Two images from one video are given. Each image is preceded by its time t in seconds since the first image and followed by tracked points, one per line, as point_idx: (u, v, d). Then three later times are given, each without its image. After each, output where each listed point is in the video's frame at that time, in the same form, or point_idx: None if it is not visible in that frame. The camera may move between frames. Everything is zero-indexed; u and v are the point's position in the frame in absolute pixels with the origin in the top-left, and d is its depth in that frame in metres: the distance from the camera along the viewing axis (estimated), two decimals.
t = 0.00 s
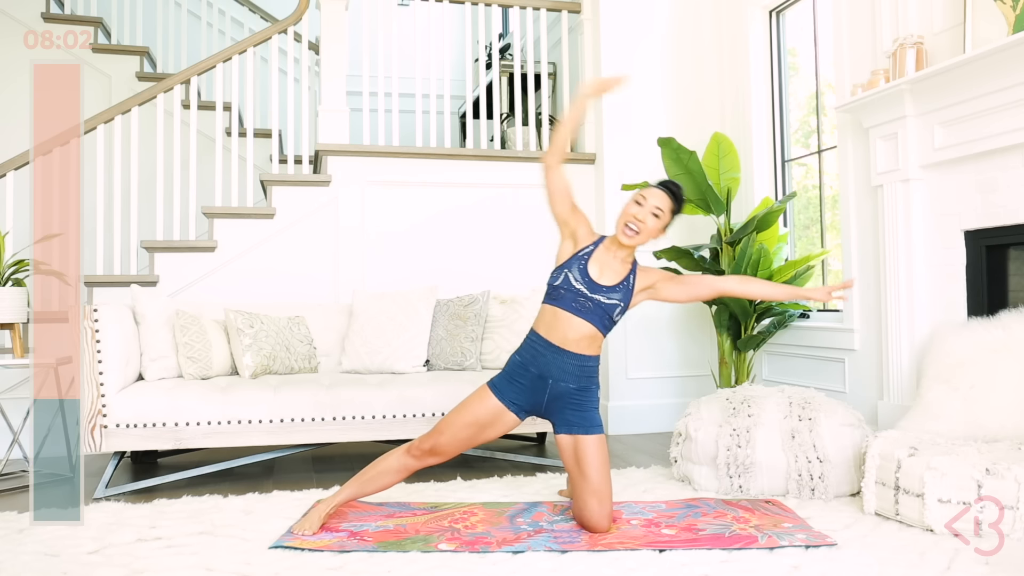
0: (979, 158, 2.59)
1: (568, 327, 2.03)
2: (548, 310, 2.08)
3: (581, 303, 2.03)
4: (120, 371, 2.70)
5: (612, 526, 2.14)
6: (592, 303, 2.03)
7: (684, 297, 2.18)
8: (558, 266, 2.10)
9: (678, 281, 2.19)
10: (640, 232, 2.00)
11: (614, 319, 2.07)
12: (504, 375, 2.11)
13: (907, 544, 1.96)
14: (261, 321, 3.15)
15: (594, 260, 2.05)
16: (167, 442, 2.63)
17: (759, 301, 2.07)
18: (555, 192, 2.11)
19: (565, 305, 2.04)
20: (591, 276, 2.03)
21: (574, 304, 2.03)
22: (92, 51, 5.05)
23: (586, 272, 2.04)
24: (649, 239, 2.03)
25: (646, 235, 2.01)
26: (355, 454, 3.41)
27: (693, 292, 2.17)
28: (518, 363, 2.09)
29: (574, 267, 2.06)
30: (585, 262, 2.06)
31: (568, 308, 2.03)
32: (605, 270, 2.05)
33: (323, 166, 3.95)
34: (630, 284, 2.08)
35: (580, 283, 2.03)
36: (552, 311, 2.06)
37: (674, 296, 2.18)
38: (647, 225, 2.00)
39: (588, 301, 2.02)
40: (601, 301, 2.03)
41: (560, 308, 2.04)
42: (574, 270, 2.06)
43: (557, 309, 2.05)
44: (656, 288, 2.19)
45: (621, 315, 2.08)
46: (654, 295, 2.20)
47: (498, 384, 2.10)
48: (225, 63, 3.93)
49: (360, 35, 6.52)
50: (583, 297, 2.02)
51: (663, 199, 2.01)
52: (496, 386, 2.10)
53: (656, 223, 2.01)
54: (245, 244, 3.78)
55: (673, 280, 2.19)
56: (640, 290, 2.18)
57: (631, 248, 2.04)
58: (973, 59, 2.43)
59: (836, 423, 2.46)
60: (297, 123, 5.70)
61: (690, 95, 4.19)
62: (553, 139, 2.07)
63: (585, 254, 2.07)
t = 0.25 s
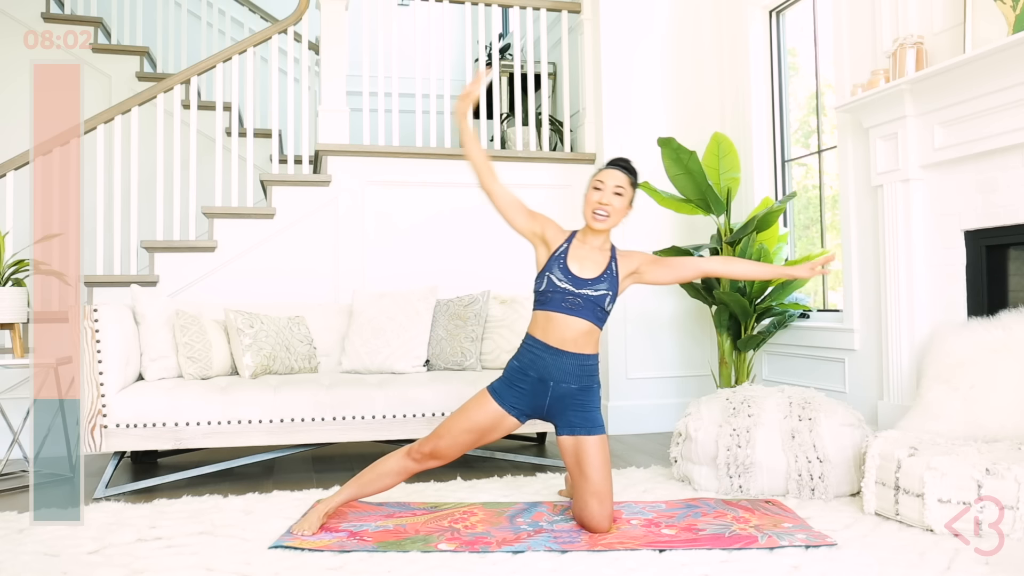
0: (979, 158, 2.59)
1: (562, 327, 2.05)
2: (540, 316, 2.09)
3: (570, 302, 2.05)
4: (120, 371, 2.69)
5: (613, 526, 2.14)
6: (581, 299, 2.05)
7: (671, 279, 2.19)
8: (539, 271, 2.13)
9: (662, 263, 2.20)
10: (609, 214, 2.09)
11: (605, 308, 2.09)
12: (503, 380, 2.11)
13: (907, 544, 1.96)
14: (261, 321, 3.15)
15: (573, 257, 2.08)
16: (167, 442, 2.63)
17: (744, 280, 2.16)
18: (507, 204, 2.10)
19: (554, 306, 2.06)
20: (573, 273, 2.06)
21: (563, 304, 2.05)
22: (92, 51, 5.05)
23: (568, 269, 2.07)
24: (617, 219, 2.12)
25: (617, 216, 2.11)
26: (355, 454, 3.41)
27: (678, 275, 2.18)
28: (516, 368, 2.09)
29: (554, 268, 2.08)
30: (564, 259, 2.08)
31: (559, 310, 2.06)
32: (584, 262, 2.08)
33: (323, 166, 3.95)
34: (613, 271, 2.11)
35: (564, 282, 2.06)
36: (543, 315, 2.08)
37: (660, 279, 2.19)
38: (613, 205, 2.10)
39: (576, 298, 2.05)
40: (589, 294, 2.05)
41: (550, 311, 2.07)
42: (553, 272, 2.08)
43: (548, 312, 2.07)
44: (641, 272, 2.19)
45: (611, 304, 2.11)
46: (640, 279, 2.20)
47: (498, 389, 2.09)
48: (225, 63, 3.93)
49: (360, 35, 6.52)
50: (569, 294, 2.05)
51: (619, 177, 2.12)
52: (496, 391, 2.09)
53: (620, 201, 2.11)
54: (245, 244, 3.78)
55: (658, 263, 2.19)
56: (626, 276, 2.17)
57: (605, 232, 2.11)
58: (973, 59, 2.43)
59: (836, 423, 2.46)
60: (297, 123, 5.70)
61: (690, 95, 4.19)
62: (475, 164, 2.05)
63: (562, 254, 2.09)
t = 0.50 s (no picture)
0: (980, 158, 2.59)
1: (558, 328, 2.06)
2: (535, 320, 2.10)
3: (563, 302, 2.06)
4: (120, 371, 2.69)
5: (613, 526, 2.14)
6: (573, 297, 2.07)
7: (657, 268, 2.21)
8: (527, 276, 2.14)
9: (648, 253, 2.21)
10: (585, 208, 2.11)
11: (598, 303, 2.10)
12: (503, 384, 2.10)
13: (907, 544, 1.96)
14: (261, 321, 3.15)
15: (558, 257, 2.10)
16: (167, 442, 2.63)
17: (729, 267, 2.20)
18: (476, 223, 2.12)
19: (548, 308, 2.07)
20: (560, 272, 2.08)
21: (556, 305, 2.07)
22: (92, 50, 5.05)
23: (555, 270, 2.09)
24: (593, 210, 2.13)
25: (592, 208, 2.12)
26: (355, 454, 3.41)
27: (664, 263, 2.21)
28: (516, 371, 2.09)
29: (541, 271, 2.10)
30: (549, 260, 2.10)
31: (553, 311, 2.07)
32: (569, 261, 2.10)
33: (323, 166, 3.95)
34: (601, 265, 2.12)
35: (553, 283, 2.07)
36: (538, 318, 2.09)
37: (647, 269, 2.20)
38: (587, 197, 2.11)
39: (568, 296, 2.06)
40: (580, 291, 2.07)
41: (544, 314, 2.08)
42: (540, 275, 2.10)
43: (543, 314, 2.08)
44: (627, 263, 2.21)
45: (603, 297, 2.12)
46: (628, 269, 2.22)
47: (498, 392, 2.09)
48: (225, 63, 3.93)
49: (360, 35, 6.52)
50: (560, 293, 2.07)
51: (586, 170, 2.14)
52: (496, 394, 2.09)
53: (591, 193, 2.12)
54: (245, 244, 3.78)
55: (643, 253, 2.21)
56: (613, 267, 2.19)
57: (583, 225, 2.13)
58: (973, 59, 2.43)
59: (836, 423, 2.46)
60: (297, 123, 5.70)
61: (690, 95, 4.19)
62: (432, 203, 2.03)
63: (548, 256, 2.10)
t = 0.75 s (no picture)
0: (980, 158, 2.59)
1: (557, 328, 2.06)
2: (532, 323, 2.11)
3: (559, 302, 2.07)
4: (120, 371, 2.69)
5: (613, 526, 2.14)
6: (567, 296, 2.07)
7: (648, 264, 2.19)
8: (520, 281, 2.15)
9: (640, 248, 2.20)
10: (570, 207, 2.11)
11: (594, 300, 2.11)
12: (502, 385, 2.10)
13: (907, 544, 1.96)
14: (261, 321, 3.15)
15: (548, 259, 2.12)
16: (167, 442, 2.63)
17: (719, 261, 2.15)
18: (462, 241, 2.16)
19: (544, 310, 2.08)
20: (553, 274, 2.09)
21: (552, 306, 2.07)
22: (92, 50, 5.05)
23: (547, 272, 2.10)
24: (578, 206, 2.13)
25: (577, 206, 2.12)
26: (355, 454, 3.41)
27: (656, 259, 2.18)
28: (515, 372, 2.09)
29: (534, 274, 2.11)
30: (540, 262, 2.11)
31: (549, 312, 2.08)
32: (559, 261, 2.11)
33: (323, 166, 3.95)
34: (593, 262, 2.13)
35: (546, 284, 2.08)
36: (536, 319, 2.09)
37: (638, 264, 2.19)
38: (571, 196, 2.12)
39: (563, 296, 2.07)
40: (574, 290, 2.08)
41: (541, 316, 2.08)
42: (531, 279, 2.11)
43: (539, 317, 2.09)
44: (619, 258, 2.21)
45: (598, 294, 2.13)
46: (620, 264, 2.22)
47: (498, 393, 2.09)
48: (225, 63, 3.93)
49: (360, 35, 6.52)
50: (555, 293, 2.07)
51: (567, 168, 2.14)
52: (496, 395, 2.09)
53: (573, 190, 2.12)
54: (245, 244, 3.78)
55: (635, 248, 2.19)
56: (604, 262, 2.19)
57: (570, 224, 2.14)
58: (973, 59, 2.43)
59: (836, 423, 2.46)
60: (297, 123, 5.70)
61: (690, 95, 4.19)
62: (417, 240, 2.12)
63: (539, 259, 2.12)
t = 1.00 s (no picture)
0: (980, 158, 2.59)
1: (557, 330, 2.07)
2: (530, 324, 2.11)
3: (556, 302, 2.07)
4: (120, 371, 2.69)
5: (612, 526, 2.14)
6: (565, 296, 2.08)
7: (645, 260, 2.20)
8: (517, 283, 2.15)
9: (635, 244, 2.21)
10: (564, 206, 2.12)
11: (591, 298, 2.11)
12: (502, 386, 2.10)
13: (907, 544, 1.96)
14: (261, 321, 3.15)
15: (544, 260, 2.12)
16: (167, 442, 2.63)
17: (715, 255, 2.18)
18: (456, 253, 2.19)
19: (542, 310, 2.08)
20: (548, 274, 2.09)
21: (550, 306, 2.08)
22: (92, 51, 5.05)
23: (543, 272, 2.10)
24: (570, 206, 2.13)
25: (570, 206, 2.13)
26: (355, 454, 3.41)
27: (652, 254, 2.20)
28: (515, 373, 2.09)
29: (529, 275, 2.11)
30: (534, 263, 2.12)
31: (547, 313, 2.08)
32: (555, 260, 2.12)
33: (323, 166, 3.95)
34: (589, 260, 2.12)
35: (542, 285, 2.09)
36: (534, 320, 2.10)
37: (634, 261, 2.20)
38: (564, 196, 2.12)
39: (561, 296, 2.07)
40: (571, 289, 2.08)
41: (539, 317, 2.09)
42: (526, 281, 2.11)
43: (538, 317, 2.09)
44: (615, 255, 2.21)
45: (595, 292, 2.13)
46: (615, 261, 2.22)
47: (498, 394, 2.09)
48: (225, 63, 3.93)
49: (360, 35, 6.53)
50: (552, 293, 2.07)
51: (559, 168, 2.13)
52: (496, 395, 2.09)
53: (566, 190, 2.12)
54: (245, 244, 3.78)
55: (630, 245, 2.20)
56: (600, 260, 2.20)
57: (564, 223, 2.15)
58: (973, 59, 2.43)
59: (836, 423, 2.46)
60: (297, 123, 5.70)
61: (690, 95, 4.19)
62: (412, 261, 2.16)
63: (533, 260, 2.12)
